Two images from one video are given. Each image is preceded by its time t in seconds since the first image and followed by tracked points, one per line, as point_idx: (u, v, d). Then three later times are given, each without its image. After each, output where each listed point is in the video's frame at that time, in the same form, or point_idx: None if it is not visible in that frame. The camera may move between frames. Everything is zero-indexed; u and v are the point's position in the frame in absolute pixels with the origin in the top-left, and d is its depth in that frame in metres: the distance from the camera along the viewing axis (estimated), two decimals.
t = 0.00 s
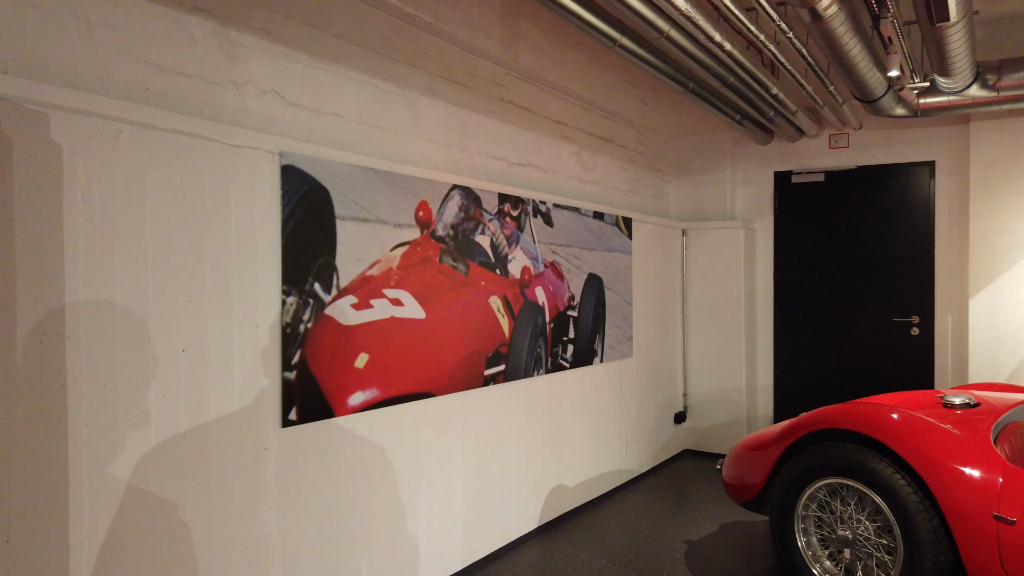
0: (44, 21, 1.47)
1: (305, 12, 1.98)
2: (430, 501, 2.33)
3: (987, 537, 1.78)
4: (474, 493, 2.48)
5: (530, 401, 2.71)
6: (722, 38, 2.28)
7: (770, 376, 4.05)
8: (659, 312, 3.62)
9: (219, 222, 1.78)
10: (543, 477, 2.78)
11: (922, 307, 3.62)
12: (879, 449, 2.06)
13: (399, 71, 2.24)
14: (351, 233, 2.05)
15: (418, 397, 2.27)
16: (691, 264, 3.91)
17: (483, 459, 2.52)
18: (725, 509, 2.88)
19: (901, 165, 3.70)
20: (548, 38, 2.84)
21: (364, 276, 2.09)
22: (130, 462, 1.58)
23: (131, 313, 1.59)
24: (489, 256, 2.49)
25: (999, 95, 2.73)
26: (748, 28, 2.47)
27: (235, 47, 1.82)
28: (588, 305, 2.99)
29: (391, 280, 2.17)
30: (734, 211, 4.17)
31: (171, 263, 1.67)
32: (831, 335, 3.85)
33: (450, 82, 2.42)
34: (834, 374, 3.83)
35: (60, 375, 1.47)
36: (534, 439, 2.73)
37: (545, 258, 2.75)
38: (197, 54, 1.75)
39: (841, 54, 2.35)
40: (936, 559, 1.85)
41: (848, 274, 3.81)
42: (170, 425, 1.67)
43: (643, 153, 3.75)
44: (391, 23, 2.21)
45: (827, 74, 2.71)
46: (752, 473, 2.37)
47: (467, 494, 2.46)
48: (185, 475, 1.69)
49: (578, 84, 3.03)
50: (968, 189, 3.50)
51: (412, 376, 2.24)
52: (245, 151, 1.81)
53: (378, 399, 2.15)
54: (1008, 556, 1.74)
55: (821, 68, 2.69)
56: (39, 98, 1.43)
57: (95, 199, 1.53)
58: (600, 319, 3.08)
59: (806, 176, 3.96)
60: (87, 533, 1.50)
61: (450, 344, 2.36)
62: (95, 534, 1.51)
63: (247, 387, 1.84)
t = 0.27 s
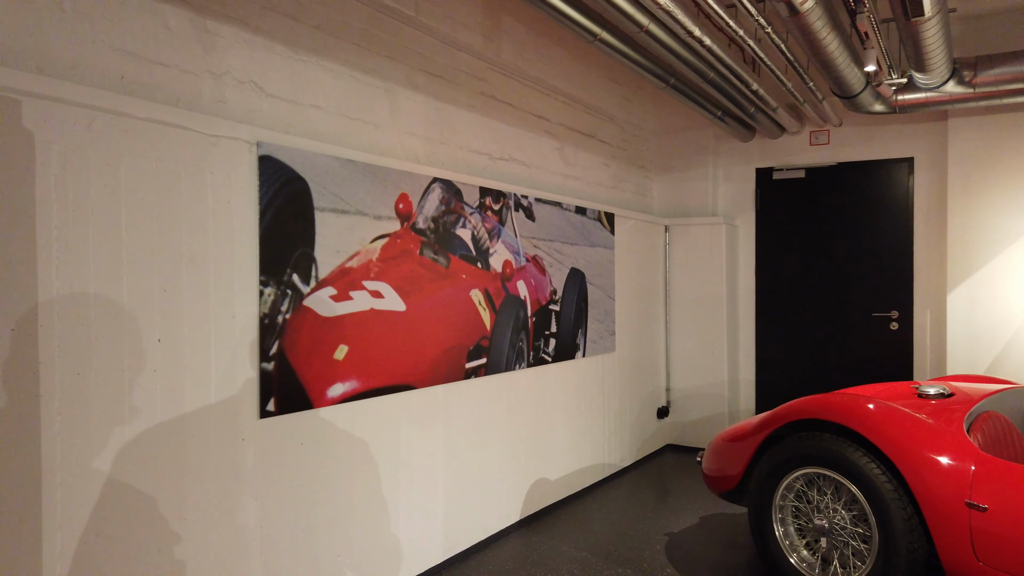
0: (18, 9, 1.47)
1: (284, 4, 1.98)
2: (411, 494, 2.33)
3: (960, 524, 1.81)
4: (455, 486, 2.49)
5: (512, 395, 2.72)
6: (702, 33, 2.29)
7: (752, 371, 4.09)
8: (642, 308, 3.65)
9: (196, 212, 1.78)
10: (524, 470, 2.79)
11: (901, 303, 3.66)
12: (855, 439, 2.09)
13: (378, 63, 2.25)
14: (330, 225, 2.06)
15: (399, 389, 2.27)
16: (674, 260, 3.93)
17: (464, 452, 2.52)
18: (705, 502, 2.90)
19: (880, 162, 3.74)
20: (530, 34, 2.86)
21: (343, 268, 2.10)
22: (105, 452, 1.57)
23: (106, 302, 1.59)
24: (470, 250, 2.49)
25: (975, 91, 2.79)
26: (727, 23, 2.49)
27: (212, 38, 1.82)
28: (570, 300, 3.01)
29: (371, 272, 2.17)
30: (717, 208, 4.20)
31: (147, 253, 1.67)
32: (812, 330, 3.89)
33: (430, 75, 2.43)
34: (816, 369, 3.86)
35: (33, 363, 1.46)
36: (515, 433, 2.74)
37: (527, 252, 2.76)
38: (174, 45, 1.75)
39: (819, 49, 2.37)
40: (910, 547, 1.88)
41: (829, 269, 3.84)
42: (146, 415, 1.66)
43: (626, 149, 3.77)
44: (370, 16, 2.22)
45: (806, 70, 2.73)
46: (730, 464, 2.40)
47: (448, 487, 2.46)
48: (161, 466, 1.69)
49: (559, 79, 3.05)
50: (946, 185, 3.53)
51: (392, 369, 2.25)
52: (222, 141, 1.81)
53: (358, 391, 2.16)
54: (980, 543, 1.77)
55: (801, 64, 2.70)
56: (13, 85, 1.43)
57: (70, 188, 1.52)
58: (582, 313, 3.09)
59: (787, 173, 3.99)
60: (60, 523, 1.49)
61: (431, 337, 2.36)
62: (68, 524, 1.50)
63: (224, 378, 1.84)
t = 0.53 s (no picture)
0: None
1: None
2: (389, 488, 2.33)
3: (931, 512, 1.83)
4: (434, 480, 2.49)
5: (492, 389, 2.73)
6: (680, 28, 2.30)
7: (732, 366, 4.12)
8: (623, 303, 3.67)
9: (171, 202, 1.77)
10: (504, 464, 2.79)
11: (879, 298, 3.70)
12: (829, 429, 2.11)
13: (356, 56, 2.25)
14: (307, 217, 2.05)
15: (377, 382, 2.27)
16: (655, 256, 3.96)
17: (444, 445, 2.53)
18: (684, 495, 2.92)
19: (859, 159, 3.78)
20: (510, 29, 2.88)
21: (320, 260, 2.09)
22: (77, 444, 1.55)
23: (79, 291, 1.57)
24: (449, 243, 2.50)
25: (950, 88, 2.84)
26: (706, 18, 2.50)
27: (188, 28, 1.82)
28: (551, 294, 3.02)
29: (349, 264, 2.17)
30: (697, 204, 4.23)
31: (121, 242, 1.65)
32: (791, 326, 3.92)
33: (409, 68, 2.43)
34: (797, 365, 3.89)
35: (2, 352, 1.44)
36: (495, 426, 2.75)
37: (507, 247, 2.77)
38: (148, 34, 1.74)
39: (795, 44, 2.39)
40: (882, 535, 1.91)
41: (809, 265, 3.88)
42: (118, 406, 1.64)
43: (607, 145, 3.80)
44: (348, 8, 2.22)
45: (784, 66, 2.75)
46: (708, 456, 2.42)
47: (427, 481, 2.46)
48: (134, 459, 1.67)
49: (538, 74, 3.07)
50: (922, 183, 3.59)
51: (371, 362, 2.25)
52: (197, 131, 1.81)
53: (336, 383, 2.15)
54: (951, 531, 1.79)
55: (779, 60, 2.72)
56: None
57: (41, 175, 1.51)
58: (563, 308, 3.11)
59: (767, 170, 4.03)
60: (30, 514, 1.47)
61: (411, 330, 2.37)
62: (38, 516, 1.48)
63: (200, 369, 1.82)
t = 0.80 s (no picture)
0: None
1: None
2: (367, 482, 2.32)
3: (900, 501, 1.86)
4: (412, 475, 2.49)
5: (471, 384, 2.74)
6: (656, 25, 2.31)
7: (710, 362, 4.16)
8: (602, 299, 3.69)
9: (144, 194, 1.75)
10: (483, 459, 2.80)
11: (854, 294, 3.75)
12: (802, 422, 2.14)
13: (333, 50, 2.25)
14: (283, 210, 2.05)
15: (354, 376, 2.27)
16: (634, 253, 3.99)
17: (423, 440, 2.53)
18: (662, 489, 2.94)
19: (835, 157, 3.83)
20: (487, 25, 2.90)
21: (296, 254, 2.08)
22: (46, 437, 1.54)
23: (48, 284, 1.55)
24: (427, 238, 2.51)
25: (923, 87, 2.89)
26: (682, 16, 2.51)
27: (161, 20, 1.80)
28: (530, 290, 3.05)
29: (325, 259, 2.17)
30: (676, 202, 4.26)
31: (91, 234, 1.63)
32: (769, 322, 3.97)
33: (386, 63, 2.44)
34: (775, 361, 3.92)
35: None
36: (474, 421, 2.75)
37: (485, 242, 2.79)
38: (120, 25, 1.72)
39: (769, 41, 2.41)
40: (853, 525, 1.93)
41: (786, 262, 3.92)
42: (88, 400, 1.62)
43: (585, 143, 3.83)
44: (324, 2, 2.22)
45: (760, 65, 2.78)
46: (684, 449, 2.44)
47: (405, 475, 2.46)
48: (105, 453, 1.65)
49: (516, 70, 3.09)
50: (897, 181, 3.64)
51: (348, 356, 2.25)
52: (171, 123, 1.79)
53: (312, 377, 2.15)
54: (919, 519, 1.82)
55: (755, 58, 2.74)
56: None
57: (9, 167, 1.49)
58: (541, 304, 3.13)
59: (744, 168, 4.07)
60: None
61: (389, 325, 2.37)
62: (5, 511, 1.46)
63: (173, 363, 1.81)
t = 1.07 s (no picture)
0: None
1: None
2: (342, 478, 2.32)
3: (868, 492, 1.89)
4: (388, 470, 2.49)
5: (447, 380, 2.74)
6: (631, 23, 2.32)
7: (687, 359, 4.20)
8: (580, 296, 3.72)
9: (113, 186, 1.73)
10: (459, 454, 2.81)
11: (828, 291, 3.81)
12: (774, 414, 2.16)
13: (308, 45, 2.25)
14: (256, 204, 2.04)
15: (329, 371, 2.27)
16: (612, 251, 4.02)
17: (399, 436, 2.53)
18: (638, 484, 2.97)
19: (810, 156, 3.89)
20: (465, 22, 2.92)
21: (270, 248, 2.07)
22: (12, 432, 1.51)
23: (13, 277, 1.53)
24: (403, 234, 2.52)
25: (894, 86, 2.95)
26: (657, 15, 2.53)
27: (132, 12, 1.79)
28: (507, 287, 3.07)
29: (299, 253, 2.16)
30: (653, 200, 4.30)
31: (59, 227, 1.61)
32: (745, 319, 4.02)
33: (362, 59, 2.45)
34: (752, 358, 3.97)
35: None
36: (450, 417, 2.76)
37: (462, 239, 2.80)
38: (90, 16, 1.71)
39: (742, 39, 2.44)
40: (822, 515, 1.96)
41: (762, 261, 3.97)
42: (55, 395, 1.60)
43: (563, 141, 3.87)
44: None
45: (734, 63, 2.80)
46: (658, 443, 2.46)
47: (381, 471, 2.46)
48: (73, 449, 1.63)
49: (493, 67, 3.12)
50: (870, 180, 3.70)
51: (323, 351, 2.24)
52: (141, 115, 1.78)
53: (285, 372, 2.14)
54: (887, 509, 1.85)
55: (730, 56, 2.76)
56: None
57: None
58: (519, 301, 3.16)
59: (720, 166, 4.12)
60: None
61: (364, 320, 2.37)
62: None
63: (144, 357, 1.79)
